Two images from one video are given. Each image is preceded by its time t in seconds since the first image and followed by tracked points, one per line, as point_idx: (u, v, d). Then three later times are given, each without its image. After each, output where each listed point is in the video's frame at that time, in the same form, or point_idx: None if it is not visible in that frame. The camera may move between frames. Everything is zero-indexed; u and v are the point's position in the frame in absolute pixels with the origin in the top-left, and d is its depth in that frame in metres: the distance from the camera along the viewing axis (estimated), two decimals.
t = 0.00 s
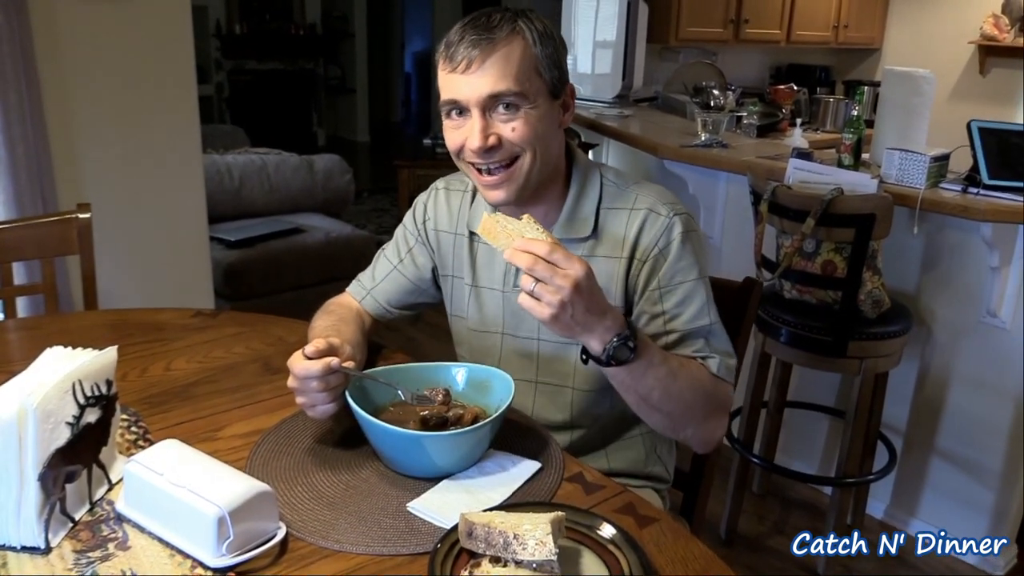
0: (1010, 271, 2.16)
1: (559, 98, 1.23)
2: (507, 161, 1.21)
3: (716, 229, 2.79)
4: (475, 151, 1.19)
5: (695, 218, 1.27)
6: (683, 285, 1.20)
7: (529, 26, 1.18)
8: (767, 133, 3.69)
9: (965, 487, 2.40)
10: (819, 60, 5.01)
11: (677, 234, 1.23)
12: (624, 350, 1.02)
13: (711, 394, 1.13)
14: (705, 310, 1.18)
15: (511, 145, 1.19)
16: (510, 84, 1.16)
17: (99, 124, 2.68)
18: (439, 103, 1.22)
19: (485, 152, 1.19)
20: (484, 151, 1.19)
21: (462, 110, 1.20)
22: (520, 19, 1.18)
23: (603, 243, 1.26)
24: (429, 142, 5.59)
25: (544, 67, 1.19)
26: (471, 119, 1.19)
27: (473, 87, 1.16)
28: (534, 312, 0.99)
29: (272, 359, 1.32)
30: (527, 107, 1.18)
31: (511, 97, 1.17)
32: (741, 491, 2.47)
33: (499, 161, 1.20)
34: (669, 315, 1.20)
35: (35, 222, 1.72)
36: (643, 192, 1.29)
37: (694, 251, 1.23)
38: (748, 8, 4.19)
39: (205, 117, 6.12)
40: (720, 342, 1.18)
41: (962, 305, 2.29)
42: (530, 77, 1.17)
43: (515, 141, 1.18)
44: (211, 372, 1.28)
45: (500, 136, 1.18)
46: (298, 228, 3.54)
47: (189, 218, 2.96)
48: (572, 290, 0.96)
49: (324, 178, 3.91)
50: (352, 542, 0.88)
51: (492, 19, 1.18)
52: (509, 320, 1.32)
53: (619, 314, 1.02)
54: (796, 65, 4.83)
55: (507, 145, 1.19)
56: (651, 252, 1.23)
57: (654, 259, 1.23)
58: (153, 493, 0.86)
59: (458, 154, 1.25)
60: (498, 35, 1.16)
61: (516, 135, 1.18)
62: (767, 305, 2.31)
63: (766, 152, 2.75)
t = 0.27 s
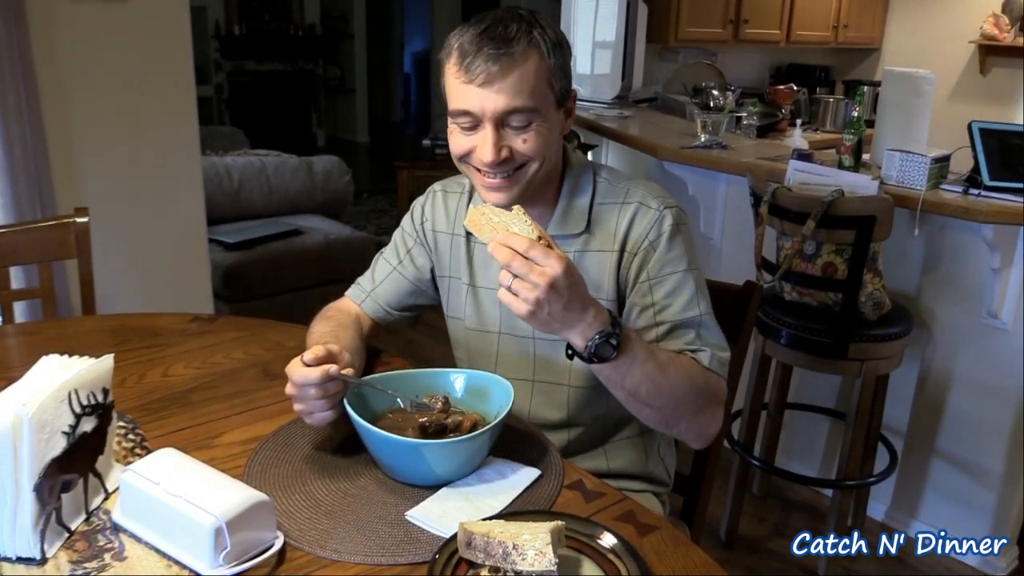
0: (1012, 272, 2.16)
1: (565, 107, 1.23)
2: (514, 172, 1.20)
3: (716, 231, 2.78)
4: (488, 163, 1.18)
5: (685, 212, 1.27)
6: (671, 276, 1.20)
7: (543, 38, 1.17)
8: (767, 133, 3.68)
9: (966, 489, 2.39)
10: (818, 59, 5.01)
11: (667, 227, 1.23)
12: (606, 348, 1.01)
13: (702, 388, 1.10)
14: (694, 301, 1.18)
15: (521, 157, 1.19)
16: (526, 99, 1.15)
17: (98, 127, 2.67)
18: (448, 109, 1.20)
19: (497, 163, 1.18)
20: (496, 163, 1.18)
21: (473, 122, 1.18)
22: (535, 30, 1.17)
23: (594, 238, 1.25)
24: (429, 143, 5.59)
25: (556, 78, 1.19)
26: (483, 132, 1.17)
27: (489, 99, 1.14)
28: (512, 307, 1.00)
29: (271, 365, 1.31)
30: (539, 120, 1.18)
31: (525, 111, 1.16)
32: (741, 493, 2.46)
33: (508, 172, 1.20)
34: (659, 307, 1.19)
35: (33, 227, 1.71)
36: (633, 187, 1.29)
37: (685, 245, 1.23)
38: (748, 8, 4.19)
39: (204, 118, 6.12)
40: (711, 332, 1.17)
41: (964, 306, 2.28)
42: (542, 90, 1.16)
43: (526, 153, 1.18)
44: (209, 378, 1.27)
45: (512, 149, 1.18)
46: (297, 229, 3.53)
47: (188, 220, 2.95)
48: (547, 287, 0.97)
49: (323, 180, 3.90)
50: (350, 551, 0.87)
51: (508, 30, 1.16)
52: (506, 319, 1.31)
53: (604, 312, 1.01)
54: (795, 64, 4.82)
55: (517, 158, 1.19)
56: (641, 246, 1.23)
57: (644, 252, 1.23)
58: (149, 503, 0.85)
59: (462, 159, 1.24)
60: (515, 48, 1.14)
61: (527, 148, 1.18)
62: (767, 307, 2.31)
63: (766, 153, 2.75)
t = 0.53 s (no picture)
0: (997, 276, 2.15)
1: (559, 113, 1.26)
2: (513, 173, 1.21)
3: (703, 234, 2.78)
4: (490, 161, 1.18)
5: (667, 211, 1.27)
6: (654, 273, 1.19)
7: (546, 42, 1.19)
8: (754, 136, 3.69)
9: (951, 492, 2.40)
10: (805, 62, 5.02)
11: (649, 226, 1.23)
12: (585, 337, 1.01)
13: (687, 380, 1.08)
14: (676, 297, 1.17)
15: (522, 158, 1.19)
16: (532, 99, 1.16)
17: (82, 129, 2.64)
18: (449, 108, 1.19)
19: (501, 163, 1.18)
20: (498, 162, 1.18)
21: (477, 119, 1.17)
22: (537, 32, 1.19)
23: (576, 237, 1.26)
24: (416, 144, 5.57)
25: (555, 80, 1.21)
26: (487, 129, 1.17)
27: (498, 97, 1.14)
28: (495, 287, 1.04)
29: (255, 372, 1.30)
30: (542, 122, 1.19)
31: (530, 111, 1.17)
32: (728, 497, 2.46)
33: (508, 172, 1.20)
34: (643, 304, 1.19)
35: (13, 231, 1.69)
36: (616, 187, 1.29)
37: (668, 244, 1.23)
38: (735, 11, 4.20)
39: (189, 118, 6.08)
40: (694, 328, 1.16)
41: (949, 310, 2.29)
42: (545, 93, 1.18)
43: (528, 153, 1.19)
44: (191, 385, 1.25)
45: (514, 149, 1.18)
46: (283, 231, 3.51)
47: (173, 222, 2.92)
48: (523, 268, 1.00)
49: (309, 181, 3.88)
50: (334, 564, 0.86)
51: (515, 31, 1.17)
52: (491, 322, 1.30)
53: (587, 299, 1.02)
54: (782, 67, 4.84)
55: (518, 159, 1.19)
56: (623, 245, 1.23)
57: (625, 251, 1.23)
58: (129, 516, 0.83)
59: (459, 158, 1.22)
60: (523, 49, 1.15)
61: (529, 149, 1.19)
62: (754, 311, 2.31)
63: (753, 156, 2.75)
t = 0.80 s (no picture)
0: (987, 282, 2.17)
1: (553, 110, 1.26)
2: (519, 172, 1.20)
3: (695, 238, 2.78)
4: (499, 159, 1.16)
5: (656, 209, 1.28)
6: (644, 266, 1.19)
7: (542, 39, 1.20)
8: (745, 140, 3.70)
9: (942, 496, 2.40)
10: (796, 66, 5.03)
11: (639, 221, 1.24)
12: (571, 313, 1.00)
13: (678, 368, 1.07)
14: (666, 289, 1.16)
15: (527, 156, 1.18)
16: (537, 94, 1.15)
17: (70, 130, 2.63)
18: (453, 107, 1.17)
19: (510, 162, 1.17)
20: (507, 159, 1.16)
21: (483, 117, 1.15)
22: (531, 31, 1.19)
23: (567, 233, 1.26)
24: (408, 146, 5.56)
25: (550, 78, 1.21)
26: (493, 127, 1.16)
27: (507, 93, 1.14)
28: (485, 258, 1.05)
29: (244, 378, 1.29)
30: (544, 119, 1.19)
31: (535, 108, 1.17)
32: (719, 501, 2.46)
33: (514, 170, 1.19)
34: (634, 298, 1.18)
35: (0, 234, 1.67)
36: (605, 185, 1.30)
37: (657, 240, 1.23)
38: (727, 15, 4.20)
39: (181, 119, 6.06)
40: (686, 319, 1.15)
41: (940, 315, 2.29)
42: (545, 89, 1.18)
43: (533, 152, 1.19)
44: (180, 391, 1.24)
45: (520, 146, 1.17)
46: (274, 233, 3.49)
47: (163, 224, 2.91)
48: (510, 235, 1.02)
49: (300, 183, 3.87)
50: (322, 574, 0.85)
51: (514, 29, 1.17)
52: (482, 322, 1.29)
53: (575, 276, 1.02)
54: (773, 71, 4.85)
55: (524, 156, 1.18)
56: (613, 240, 1.23)
57: (615, 247, 1.23)
58: (114, 526, 0.82)
59: (461, 161, 1.19)
60: (524, 46, 1.15)
61: (534, 146, 1.19)
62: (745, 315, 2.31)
63: (745, 161, 2.75)
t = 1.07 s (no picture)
0: (994, 292, 2.15)
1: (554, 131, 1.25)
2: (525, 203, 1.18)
3: (700, 247, 2.77)
4: (506, 193, 1.14)
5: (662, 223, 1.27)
6: (650, 284, 1.18)
7: (542, 64, 1.18)
8: (750, 148, 3.69)
9: (948, 508, 2.39)
10: (801, 75, 5.03)
11: (645, 237, 1.23)
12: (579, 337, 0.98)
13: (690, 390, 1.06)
14: (674, 306, 1.16)
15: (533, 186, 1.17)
16: (542, 124, 1.14)
17: (74, 137, 2.63)
18: (456, 144, 1.15)
19: (516, 195, 1.15)
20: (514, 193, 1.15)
21: (488, 151, 1.13)
22: (531, 57, 1.17)
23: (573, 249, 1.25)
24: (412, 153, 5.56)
25: (552, 103, 1.19)
26: (499, 161, 1.14)
27: (510, 128, 1.12)
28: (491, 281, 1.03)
29: (248, 389, 1.28)
30: (548, 147, 1.17)
31: (539, 139, 1.15)
32: (724, 512, 2.45)
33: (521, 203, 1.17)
34: (641, 315, 1.17)
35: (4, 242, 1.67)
36: (611, 199, 1.29)
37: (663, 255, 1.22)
38: (731, 23, 4.20)
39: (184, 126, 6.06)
40: (694, 337, 1.14)
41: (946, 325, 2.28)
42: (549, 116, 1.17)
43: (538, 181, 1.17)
44: (183, 403, 1.23)
45: (525, 178, 1.16)
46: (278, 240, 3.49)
47: (167, 232, 2.90)
48: (513, 259, 1.00)
49: (304, 191, 3.86)
50: None
51: (514, 59, 1.15)
52: (485, 335, 1.29)
53: (582, 300, 1.00)
54: (778, 79, 4.84)
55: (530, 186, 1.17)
56: (620, 256, 1.22)
57: (622, 263, 1.22)
58: (117, 541, 0.81)
59: (468, 196, 1.18)
60: (527, 76, 1.13)
61: (539, 176, 1.17)
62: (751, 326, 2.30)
63: (750, 170, 2.74)
